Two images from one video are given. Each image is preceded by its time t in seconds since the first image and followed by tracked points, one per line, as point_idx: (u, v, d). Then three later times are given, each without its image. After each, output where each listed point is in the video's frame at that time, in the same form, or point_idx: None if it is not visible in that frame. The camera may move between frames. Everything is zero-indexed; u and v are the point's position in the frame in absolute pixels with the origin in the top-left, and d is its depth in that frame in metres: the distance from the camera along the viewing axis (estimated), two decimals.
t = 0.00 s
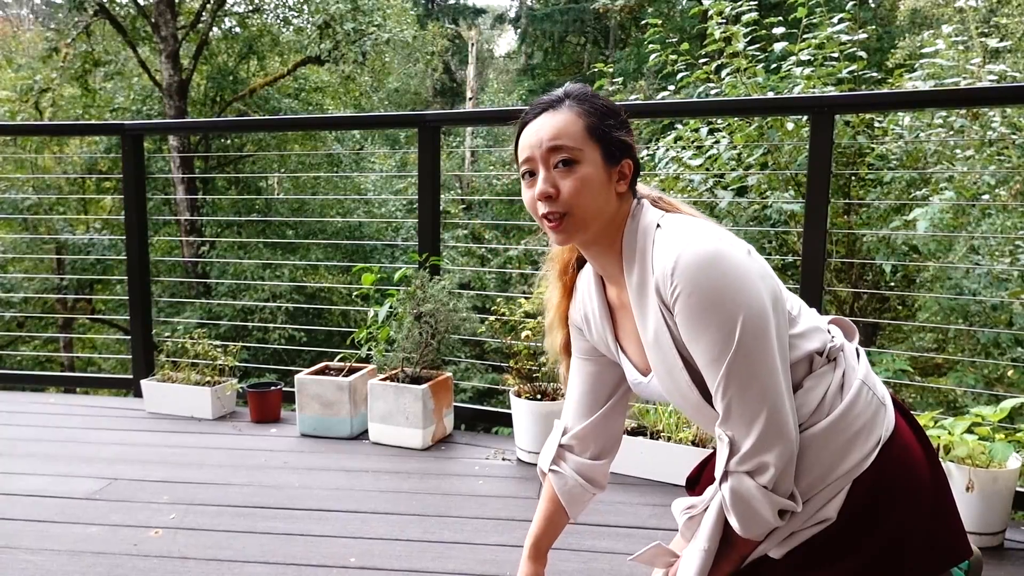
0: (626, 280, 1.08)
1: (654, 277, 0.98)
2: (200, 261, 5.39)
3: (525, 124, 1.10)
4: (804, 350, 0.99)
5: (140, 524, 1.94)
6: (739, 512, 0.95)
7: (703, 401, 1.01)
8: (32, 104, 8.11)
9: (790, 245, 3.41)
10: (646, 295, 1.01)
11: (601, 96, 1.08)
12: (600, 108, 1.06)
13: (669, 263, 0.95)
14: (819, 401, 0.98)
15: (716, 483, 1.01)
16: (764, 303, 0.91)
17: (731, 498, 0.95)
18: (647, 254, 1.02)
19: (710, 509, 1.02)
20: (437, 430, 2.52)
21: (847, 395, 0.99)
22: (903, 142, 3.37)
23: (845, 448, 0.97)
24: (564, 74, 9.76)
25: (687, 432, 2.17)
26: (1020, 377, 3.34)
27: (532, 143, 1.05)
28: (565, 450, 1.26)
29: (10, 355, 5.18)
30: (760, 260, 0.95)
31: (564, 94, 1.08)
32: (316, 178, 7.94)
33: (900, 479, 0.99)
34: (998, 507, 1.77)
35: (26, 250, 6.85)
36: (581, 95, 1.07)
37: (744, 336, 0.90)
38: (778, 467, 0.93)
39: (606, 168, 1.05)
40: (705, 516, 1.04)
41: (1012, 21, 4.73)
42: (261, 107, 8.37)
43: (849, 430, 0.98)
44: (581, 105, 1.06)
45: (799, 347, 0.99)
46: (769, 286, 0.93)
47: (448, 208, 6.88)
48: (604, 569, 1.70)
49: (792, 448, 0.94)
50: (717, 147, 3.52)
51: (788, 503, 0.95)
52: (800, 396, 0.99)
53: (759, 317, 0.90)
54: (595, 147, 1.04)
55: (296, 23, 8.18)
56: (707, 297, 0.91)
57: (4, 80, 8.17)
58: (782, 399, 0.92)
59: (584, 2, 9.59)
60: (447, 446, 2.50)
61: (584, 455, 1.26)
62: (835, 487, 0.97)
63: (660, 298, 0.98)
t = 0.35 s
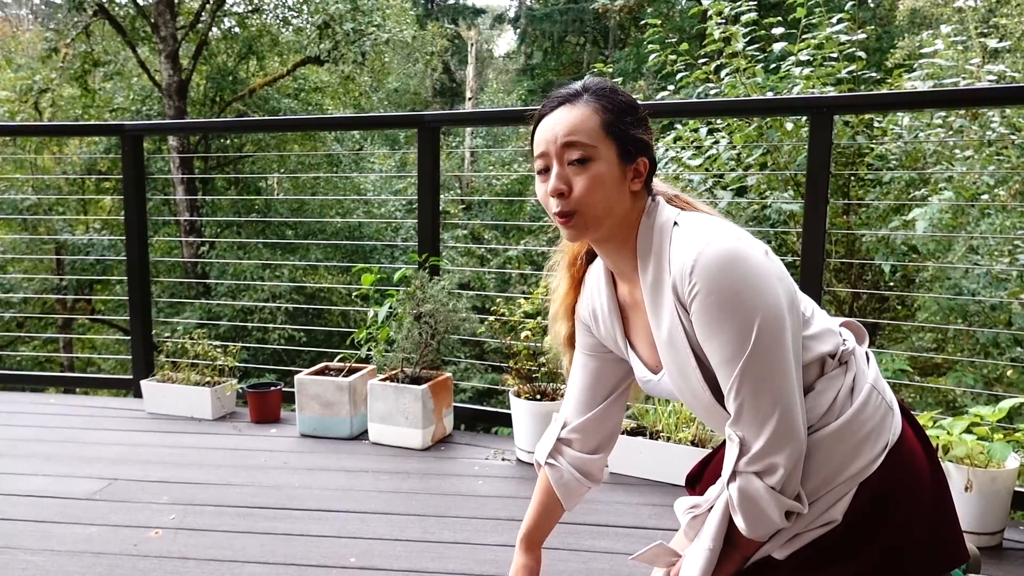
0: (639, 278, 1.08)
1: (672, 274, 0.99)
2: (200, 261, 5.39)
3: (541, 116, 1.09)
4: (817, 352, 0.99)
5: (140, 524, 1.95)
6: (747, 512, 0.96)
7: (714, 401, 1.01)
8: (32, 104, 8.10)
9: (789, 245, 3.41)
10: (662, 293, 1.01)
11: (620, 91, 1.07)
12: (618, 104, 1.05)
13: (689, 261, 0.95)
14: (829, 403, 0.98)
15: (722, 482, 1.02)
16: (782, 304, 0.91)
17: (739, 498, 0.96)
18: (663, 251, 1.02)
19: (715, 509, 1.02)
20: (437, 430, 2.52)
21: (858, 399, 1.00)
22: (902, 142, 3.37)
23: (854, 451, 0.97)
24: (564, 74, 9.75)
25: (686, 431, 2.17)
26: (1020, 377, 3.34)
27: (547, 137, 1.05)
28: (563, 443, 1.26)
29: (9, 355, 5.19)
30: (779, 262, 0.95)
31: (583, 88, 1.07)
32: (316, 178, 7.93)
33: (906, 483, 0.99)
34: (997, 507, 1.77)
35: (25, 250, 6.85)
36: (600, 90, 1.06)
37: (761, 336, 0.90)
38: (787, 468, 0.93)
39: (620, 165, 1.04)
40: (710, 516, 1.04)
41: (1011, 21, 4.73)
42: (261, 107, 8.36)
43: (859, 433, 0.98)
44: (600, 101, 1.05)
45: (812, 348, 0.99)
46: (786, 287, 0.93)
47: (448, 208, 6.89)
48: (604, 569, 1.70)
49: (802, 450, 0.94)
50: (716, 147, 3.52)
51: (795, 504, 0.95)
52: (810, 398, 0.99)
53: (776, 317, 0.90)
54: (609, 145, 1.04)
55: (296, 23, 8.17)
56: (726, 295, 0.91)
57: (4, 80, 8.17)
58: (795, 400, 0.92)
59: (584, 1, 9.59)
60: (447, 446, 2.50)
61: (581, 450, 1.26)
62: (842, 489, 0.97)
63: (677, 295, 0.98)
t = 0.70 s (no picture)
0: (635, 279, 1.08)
1: (668, 277, 0.99)
2: (200, 261, 5.38)
3: (522, 128, 1.10)
4: (814, 353, 0.99)
5: (139, 524, 1.94)
6: (742, 512, 0.95)
7: (711, 402, 1.01)
8: (32, 104, 8.07)
9: (788, 244, 3.41)
10: (658, 296, 1.01)
11: (597, 91, 1.07)
12: (596, 105, 1.05)
13: (683, 263, 0.95)
14: (826, 404, 0.98)
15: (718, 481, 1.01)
16: (777, 305, 0.91)
17: (733, 498, 0.95)
18: (659, 251, 1.02)
19: (712, 510, 1.02)
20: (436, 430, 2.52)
21: (856, 399, 0.99)
22: (900, 141, 3.37)
23: (851, 452, 0.97)
24: (564, 74, 9.75)
25: (685, 431, 2.17)
26: (1019, 376, 3.35)
27: (529, 149, 1.06)
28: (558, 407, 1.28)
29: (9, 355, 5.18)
30: (775, 261, 0.95)
31: (559, 93, 1.07)
32: (316, 178, 7.93)
33: (904, 484, 0.99)
34: (996, 506, 1.77)
35: (25, 250, 6.85)
36: (577, 93, 1.06)
37: (756, 338, 0.90)
38: (782, 469, 0.93)
39: (605, 167, 1.05)
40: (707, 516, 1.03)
41: (1010, 21, 4.73)
42: (260, 107, 8.36)
43: (857, 433, 0.98)
44: (577, 105, 1.05)
45: (809, 348, 0.99)
46: (782, 288, 0.93)
47: (447, 208, 6.89)
48: (602, 569, 1.70)
49: (798, 451, 0.94)
50: (716, 147, 3.52)
51: (791, 505, 0.95)
52: (808, 399, 0.99)
53: (771, 318, 0.90)
54: (591, 148, 1.04)
55: (296, 23, 8.15)
56: (720, 297, 0.91)
57: (4, 80, 8.15)
58: (791, 401, 0.92)
59: (584, 1, 9.58)
60: (446, 445, 2.50)
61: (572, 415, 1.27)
62: (839, 490, 0.97)
63: (673, 298, 0.98)
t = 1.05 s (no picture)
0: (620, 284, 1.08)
1: (655, 287, 0.98)
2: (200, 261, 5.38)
3: (499, 142, 1.13)
4: (807, 354, 0.99)
5: (138, 523, 1.94)
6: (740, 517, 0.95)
7: (705, 409, 1.01)
8: (32, 105, 8.05)
9: (789, 244, 3.41)
10: (644, 306, 1.01)
11: (568, 105, 1.12)
12: (568, 114, 1.09)
13: (669, 271, 0.95)
14: (822, 406, 0.98)
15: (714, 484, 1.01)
16: (766, 310, 0.91)
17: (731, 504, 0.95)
18: (644, 258, 1.01)
19: (708, 511, 1.01)
20: (435, 430, 2.52)
21: (850, 399, 0.99)
22: (900, 140, 3.37)
23: (848, 452, 0.97)
24: (564, 74, 9.75)
25: (684, 430, 2.17)
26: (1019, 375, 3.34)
27: (507, 156, 1.08)
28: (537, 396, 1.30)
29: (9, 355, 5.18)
30: (763, 265, 0.95)
31: (533, 108, 1.11)
32: (315, 179, 7.92)
33: (899, 481, 0.99)
34: (996, 505, 1.77)
35: (25, 250, 6.85)
36: (550, 107, 1.11)
37: (747, 344, 0.90)
38: (778, 474, 0.93)
39: (584, 169, 1.06)
40: (703, 517, 1.02)
41: (1010, 20, 4.74)
42: (260, 107, 8.36)
43: (853, 434, 0.97)
44: (550, 114, 1.09)
45: (802, 350, 0.99)
46: (771, 291, 0.93)
47: (447, 208, 6.89)
48: (602, 568, 1.70)
49: (793, 454, 0.93)
50: (716, 147, 3.52)
51: (789, 507, 0.94)
52: (803, 401, 0.98)
53: (761, 322, 0.90)
54: (569, 151, 1.05)
55: (295, 23, 8.16)
56: (710, 304, 0.91)
57: (4, 80, 8.14)
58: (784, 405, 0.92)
59: (584, 1, 9.58)
60: (445, 445, 2.50)
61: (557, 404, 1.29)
62: (836, 491, 0.97)
63: (662, 306, 0.98)
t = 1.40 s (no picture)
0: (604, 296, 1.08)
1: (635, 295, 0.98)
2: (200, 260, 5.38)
3: (468, 159, 1.09)
4: (794, 354, 0.98)
5: (137, 523, 1.94)
6: (733, 520, 0.96)
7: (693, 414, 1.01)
8: (31, 104, 8.04)
9: (788, 244, 3.41)
10: (626, 314, 1.02)
11: (537, 115, 1.07)
12: (538, 128, 1.05)
13: (648, 279, 0.94)
14: (811, 405, 0.98)
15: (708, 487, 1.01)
16: (749, 314, 0.90)
17: (724, 508, 0.95)
18: (625, 269, 1.02)
19: (702, 515, 1.02)
20: (435, 430, 2.52)
21: (840, 397, 0.99)
22: (900, 140, 3.37)
23: (840, 452, 0.97)
24: (564, 74, 9.74)
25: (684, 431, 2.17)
26: (1019, 375, 3.35)
27: (477, 180, 1.04)
28: (555, 461, 1.27)
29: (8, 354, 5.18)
30: (743, 266, 0.94)
31: (500, 123, 1.07)
32: (315, 179, 7.91)
33: (894, 478, 0.99)
34: (996, 505, 1.77)
35: (25, 249, 6.85)
36: (518, 119, 1.07)
37: (730, 349, 0.89)
38: (769, 477, 0.93)
39: (556, 189, 1.04)
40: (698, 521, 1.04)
41: (1010, 20, 4.74)
42: (260, 107, 8.36)
43: (844, 433, 0.97)
44: (520, 130, 1.05)
45: (789, 350, 0.98)
46: (753, 293, 0.92)
47: (447, 207, 6.89)
48: (601, 569, 1.70)
49: (784, 457, 0.94)
50: (716, 147, 3.52)
51: (782, 509, 0.95)
52: (792, 401, 0.98)
53: (743, 328, 0.90)
54: (539, 172, 1.03)
55: (295, 23, 8.19)
56: (690, 313, 0.90)
57: (3, 79, 8.13)
58: (771, 408, 0.92)
59: (584, 1, 9.58)
60: (445, 445, 2.50)
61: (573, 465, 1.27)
62: (829, 490, 0.97)
63: (643, 315, 0.98)
